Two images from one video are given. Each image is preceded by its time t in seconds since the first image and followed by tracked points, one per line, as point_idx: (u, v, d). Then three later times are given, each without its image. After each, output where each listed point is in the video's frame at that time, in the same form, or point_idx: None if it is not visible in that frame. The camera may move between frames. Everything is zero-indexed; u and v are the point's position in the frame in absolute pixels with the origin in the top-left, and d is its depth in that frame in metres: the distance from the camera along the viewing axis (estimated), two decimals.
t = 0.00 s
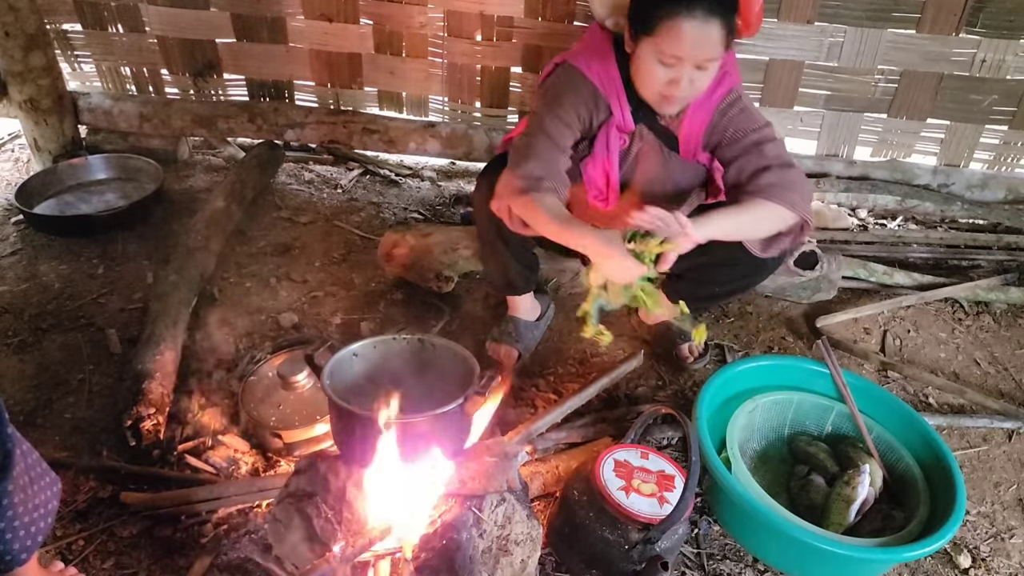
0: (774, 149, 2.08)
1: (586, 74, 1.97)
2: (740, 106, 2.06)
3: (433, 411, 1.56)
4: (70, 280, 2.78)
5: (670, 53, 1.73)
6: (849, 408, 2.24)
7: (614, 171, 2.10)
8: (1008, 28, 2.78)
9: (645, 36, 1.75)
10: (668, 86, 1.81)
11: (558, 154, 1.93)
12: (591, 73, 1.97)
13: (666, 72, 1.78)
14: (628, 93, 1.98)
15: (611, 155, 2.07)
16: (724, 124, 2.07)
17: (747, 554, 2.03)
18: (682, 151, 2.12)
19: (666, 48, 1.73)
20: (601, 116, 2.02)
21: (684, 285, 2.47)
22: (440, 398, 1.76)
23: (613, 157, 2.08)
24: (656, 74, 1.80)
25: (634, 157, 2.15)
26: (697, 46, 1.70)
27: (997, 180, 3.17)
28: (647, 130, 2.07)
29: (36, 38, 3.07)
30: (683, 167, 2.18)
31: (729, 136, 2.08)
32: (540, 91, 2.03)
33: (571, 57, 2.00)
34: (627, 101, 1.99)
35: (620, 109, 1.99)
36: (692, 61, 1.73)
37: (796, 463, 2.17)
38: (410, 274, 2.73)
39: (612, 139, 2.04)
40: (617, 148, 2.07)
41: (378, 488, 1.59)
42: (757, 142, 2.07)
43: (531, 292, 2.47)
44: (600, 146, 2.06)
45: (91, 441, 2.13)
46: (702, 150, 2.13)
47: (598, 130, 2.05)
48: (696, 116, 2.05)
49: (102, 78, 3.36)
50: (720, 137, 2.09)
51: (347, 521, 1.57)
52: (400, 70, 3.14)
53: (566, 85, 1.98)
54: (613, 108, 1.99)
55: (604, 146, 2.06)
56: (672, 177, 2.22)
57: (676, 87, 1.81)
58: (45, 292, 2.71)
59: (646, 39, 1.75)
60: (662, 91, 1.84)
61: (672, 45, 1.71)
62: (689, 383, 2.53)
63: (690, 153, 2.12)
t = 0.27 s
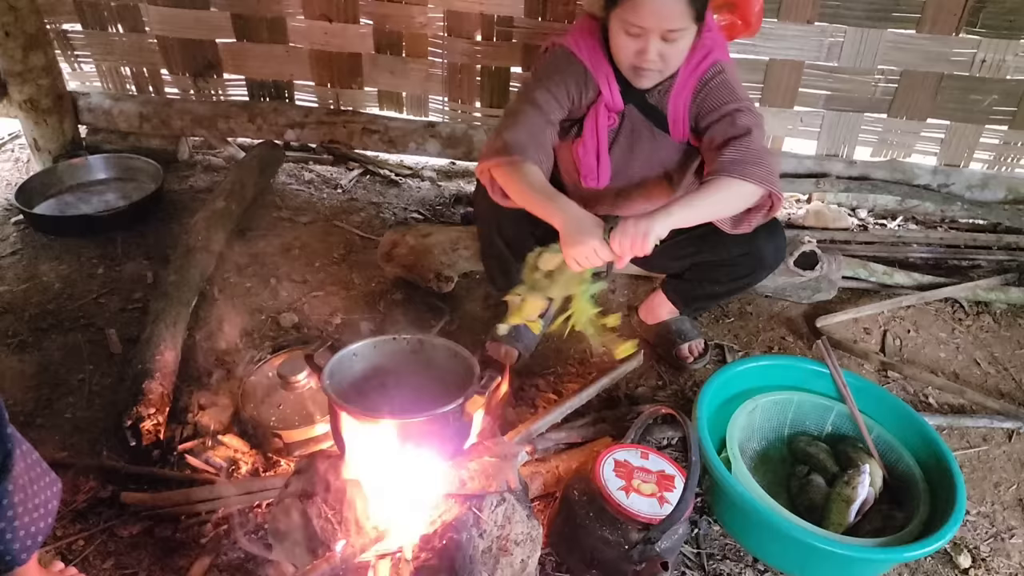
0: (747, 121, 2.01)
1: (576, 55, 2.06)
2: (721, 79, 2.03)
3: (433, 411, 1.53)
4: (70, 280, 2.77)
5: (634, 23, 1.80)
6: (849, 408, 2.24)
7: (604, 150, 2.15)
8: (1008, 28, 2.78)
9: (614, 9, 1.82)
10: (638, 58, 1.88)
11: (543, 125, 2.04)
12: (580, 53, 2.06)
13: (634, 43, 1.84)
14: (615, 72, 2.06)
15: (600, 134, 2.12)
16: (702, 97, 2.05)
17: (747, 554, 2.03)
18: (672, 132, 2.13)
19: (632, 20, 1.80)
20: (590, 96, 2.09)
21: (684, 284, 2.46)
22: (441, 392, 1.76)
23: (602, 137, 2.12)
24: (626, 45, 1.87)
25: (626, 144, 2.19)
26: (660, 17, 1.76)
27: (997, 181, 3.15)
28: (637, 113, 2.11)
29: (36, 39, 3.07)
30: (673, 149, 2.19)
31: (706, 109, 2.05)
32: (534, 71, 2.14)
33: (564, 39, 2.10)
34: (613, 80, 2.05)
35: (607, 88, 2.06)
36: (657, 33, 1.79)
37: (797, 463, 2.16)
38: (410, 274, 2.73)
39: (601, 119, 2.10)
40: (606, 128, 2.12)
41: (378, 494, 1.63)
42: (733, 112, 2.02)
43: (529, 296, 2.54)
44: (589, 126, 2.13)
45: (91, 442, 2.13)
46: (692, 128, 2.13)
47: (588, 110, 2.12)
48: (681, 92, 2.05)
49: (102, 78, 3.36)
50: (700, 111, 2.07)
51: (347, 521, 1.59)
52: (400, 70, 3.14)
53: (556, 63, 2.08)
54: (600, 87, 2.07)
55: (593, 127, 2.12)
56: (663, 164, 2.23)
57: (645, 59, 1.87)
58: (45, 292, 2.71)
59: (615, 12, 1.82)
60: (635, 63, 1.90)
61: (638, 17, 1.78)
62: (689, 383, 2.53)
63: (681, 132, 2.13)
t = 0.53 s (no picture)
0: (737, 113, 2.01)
1: (572, 41, 2.10)
2: (712, 66, 2.02)
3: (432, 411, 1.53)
4: (70, 280, 2.77)
5: (609, 9, 1.85)
6: (849, 408, 2.24)
7: (596, 138, 2.19)
8: (1008, 28, 2.78)
9: None
10: (617, 44, 1.92)
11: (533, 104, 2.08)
12: (575, 42, 2.10)
13: (612, 29, 1.89)
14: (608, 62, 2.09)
15: (593, 121, 2.16)
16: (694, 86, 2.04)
17: (747, 554, 2.03)
18: (667, 122, 2.14)
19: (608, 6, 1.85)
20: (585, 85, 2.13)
21: (685, 283, 2.45)
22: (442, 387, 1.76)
23: (595, 124, 2.16)
24: (605, 31, 1.91)
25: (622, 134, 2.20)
26: (633, 3, 1.80)
27: (997, 180, 3.15)
28: (630, 102, 2.14)
29: (36, 39, 3.07)
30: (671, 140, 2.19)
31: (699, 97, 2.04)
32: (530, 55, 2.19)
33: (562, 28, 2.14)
34: (606, 70, 2.09)
35: (601, 78, 2.09)
36: (632, 18, 1.84)
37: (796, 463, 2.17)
38: (411, 274, 2.73)
39: (594, 106, 2.14)
40: (599, 116, 2.16)
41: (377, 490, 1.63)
42: (722, 100, 2.01)
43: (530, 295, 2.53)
44: (583, 113, 2.17)
45: (91, 442, 2.13)
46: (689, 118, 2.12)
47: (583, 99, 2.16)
48: (671, 80, 2.06)
49: (102, 78, 3.36)
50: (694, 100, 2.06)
51: (347, 521, 1.60)
52: (400, 70, 3.14)
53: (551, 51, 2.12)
54: (594, 76, 2.10)
55: (587, 114, 2.16)
56: (660, 156, 2.22)
57: (624, 45, 1.91)
58: (45, 292, 2.71)
59: None
60: (615, 50, 1.94)
61: (614, 3, 1.83)
62: (689, 383, 2.53)
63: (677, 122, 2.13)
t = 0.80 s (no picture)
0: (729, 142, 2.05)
1: (564, 43, 2.10)
2: (710, 77, 2.04)
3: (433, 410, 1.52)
4: (69, 280, 2.77)
5: (601, 6, 1.85)
6: (849, 408, 2.24)
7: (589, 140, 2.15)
8: (1008, 28, 2.78)
9: None
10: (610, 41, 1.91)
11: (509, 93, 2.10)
12: (569, 43, 2.09)
13: (604, 27, 1.90)
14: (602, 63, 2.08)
15: (586, 123, 2.12)
16: (691, 95, 2.04)
17: (747, 554, 2.03)
18: (660, 123, 2.12)
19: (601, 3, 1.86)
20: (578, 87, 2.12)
21: (685, 283, 2.46)
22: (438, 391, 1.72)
23: (587, 125, 2.12)
24: (598, 29, 1.92)
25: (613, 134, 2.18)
26: None
27: (997, 181, 3.15)
28: (624, 103, 2.12)
29: (36, 39, 3.07)
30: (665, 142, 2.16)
31: (694, 107, 2.05)
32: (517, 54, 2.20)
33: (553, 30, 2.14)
34: (600, 71, 2.07)
35: (595, 78, 2.08)
36: (624, 15, 1.84)
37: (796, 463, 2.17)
38: (411, 274, 2.73)
39: (588, 108, 2.10)
40: (594, 117, 2.12)
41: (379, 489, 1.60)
42: (711, 116, 2.04)
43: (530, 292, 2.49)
44: (577, 115, 2.13)
45: (91, 442, 2.13)
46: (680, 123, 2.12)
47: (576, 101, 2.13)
48: (666, 87, 2.05)
49: (102, 78, 3.37)
50: (688, 108, 2.06)
51: (347, 522, 1.61)
52: (400, 70, 3.14)
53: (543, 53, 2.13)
54: (588, 76, 2.08)
55: (581, 116, 2.13)
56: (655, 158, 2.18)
57: (617, 43, 1.90)
58: (45, 292, 2.71)
59: None
60: (608, 48, 1.94)
61: None
62: (689, 383, 2.52)
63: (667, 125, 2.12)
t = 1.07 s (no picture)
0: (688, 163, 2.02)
1: (553, 48, 2.13)
2: (693, 90, 2.00)
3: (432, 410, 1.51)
4: (69, 280, 2.77)
5: (593, 9, 1.82)
6: (849, 408, 2.24)
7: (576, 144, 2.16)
8: (1008, 28, 2.78)
9: None
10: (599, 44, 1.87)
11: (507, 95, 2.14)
12: (559, 49, 2.12)
13: (595, 29, 1.85)
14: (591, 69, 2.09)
15: (574, 128, 2.12)
16: (670, 105, 2.01)
17: (746, 554, 2.03)
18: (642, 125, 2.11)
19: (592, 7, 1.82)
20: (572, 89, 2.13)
21: (685, 283, 2.46)
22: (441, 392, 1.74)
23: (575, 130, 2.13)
24: (588, 32, 1.87)
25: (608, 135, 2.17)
26: (616, 3, 1.77)
27: (997, 181, 3.16)
28: (612, 107, 2.12)
29: (36, 39, 3.07)
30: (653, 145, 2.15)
31: (670, 118, 2.02)
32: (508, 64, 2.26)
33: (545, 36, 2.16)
34: (589, 76, 2.09)
35: (584, 83, 2.09)
36: (615, 19, 1.81)
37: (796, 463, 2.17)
38: (411, 274, 2.73)
39: (576, 113, 2.11)
40: (581, 122, 2.13)
41: (379, 490, 1.60)
42: (683, 134, 2.01)
43: (531, 293, 2.50)
44: (564, 121, 2.14)
45: (91, 442, 2.13)
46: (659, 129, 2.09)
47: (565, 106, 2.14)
48: (653, 93, 2.03)
49: (102, 78, 3.37)
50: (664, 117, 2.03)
51: (347, 521, 1.60)
52: (400, 70, 3.14)
53: (536, 58, 2.17)
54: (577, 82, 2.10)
55: (568, 121, 2.13)
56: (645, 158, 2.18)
57: (606, 46, 1.87)
58: (45, 292, 2.71)
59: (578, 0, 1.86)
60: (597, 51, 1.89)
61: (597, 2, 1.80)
62: (689, 383, 2.53)
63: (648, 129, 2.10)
